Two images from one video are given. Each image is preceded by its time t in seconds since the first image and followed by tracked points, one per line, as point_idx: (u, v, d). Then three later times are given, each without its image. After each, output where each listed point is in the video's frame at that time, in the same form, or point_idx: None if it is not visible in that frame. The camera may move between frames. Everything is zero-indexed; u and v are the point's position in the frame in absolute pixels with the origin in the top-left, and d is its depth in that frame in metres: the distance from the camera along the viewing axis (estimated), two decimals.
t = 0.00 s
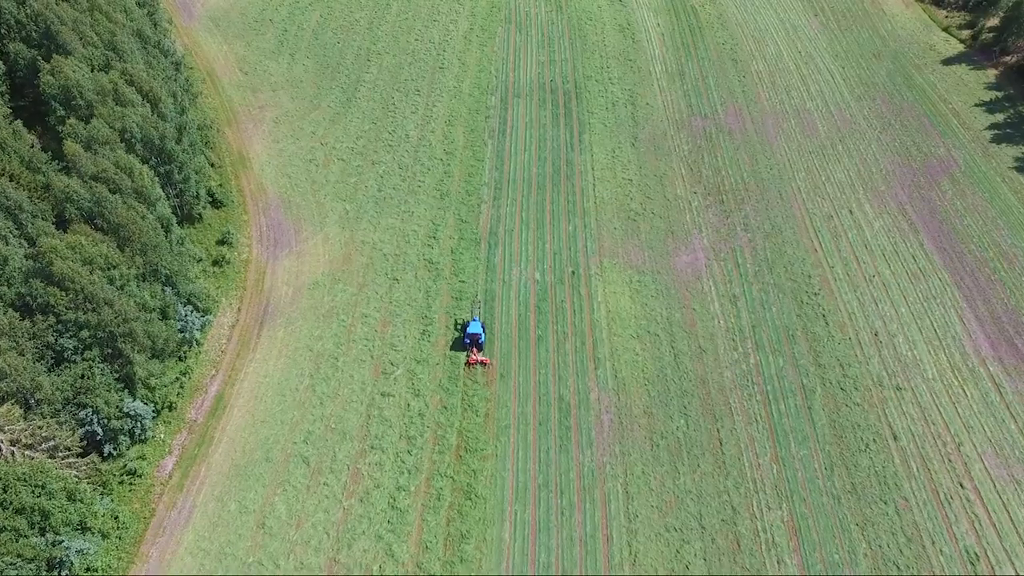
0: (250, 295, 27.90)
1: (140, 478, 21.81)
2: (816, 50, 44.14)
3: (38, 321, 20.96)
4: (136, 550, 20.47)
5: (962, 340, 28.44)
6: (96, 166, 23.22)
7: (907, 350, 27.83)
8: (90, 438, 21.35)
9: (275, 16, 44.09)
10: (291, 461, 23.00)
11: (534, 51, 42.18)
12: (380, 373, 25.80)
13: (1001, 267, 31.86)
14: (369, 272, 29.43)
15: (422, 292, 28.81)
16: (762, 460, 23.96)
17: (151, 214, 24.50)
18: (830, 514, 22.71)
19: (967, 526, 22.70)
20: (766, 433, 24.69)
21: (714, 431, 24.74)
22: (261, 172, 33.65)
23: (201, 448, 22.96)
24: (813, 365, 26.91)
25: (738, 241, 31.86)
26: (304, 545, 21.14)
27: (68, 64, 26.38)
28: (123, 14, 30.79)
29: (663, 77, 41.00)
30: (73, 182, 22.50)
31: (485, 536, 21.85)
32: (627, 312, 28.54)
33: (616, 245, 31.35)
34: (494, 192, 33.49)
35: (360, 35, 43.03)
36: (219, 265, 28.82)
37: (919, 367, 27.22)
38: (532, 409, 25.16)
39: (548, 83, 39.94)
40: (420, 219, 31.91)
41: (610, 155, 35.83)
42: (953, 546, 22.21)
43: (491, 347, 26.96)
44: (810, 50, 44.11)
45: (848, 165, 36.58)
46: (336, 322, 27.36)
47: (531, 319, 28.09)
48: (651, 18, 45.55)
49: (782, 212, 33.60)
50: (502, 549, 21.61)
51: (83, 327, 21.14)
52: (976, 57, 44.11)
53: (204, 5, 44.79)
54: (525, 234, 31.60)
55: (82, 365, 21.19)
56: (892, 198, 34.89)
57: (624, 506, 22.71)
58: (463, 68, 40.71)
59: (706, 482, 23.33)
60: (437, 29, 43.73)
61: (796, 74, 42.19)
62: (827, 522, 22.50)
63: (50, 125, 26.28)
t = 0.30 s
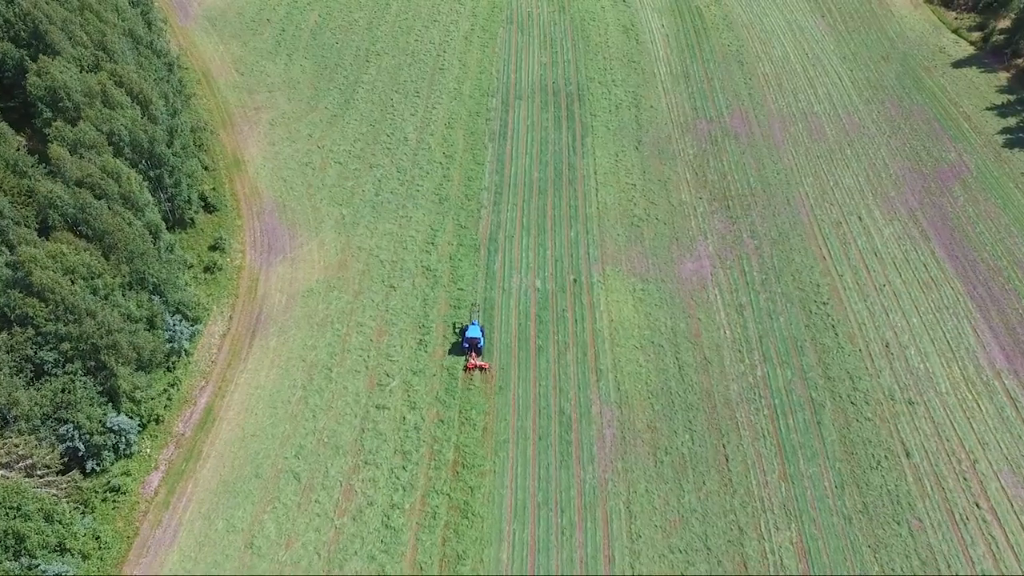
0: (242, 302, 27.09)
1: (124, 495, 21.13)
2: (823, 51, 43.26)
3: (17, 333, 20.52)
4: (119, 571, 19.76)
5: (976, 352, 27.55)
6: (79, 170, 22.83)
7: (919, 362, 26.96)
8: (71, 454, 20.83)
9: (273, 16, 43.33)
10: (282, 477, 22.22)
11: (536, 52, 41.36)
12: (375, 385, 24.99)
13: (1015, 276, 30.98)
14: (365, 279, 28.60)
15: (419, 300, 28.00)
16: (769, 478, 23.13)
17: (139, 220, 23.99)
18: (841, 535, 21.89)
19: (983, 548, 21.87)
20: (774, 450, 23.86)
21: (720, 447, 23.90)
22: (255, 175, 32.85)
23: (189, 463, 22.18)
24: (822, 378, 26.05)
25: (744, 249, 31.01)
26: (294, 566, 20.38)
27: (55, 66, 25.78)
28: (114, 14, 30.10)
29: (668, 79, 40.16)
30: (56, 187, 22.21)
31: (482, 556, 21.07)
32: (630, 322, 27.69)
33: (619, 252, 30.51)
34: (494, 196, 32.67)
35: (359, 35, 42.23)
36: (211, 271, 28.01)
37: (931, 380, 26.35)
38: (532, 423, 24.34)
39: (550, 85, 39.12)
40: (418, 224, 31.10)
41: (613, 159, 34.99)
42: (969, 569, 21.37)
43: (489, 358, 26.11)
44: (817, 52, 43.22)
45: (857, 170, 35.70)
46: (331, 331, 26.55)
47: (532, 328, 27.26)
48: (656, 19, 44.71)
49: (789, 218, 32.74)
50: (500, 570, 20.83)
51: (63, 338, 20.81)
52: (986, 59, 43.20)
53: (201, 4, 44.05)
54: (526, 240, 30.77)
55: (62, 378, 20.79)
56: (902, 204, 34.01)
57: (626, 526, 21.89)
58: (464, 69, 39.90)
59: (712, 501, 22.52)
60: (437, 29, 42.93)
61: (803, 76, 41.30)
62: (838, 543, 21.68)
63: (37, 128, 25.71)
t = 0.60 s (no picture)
0: (238, 308, 26.36)
1: (111, 509, 20.56)
2: (837, 54, 42.30)
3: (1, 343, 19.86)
4: None
5: (996, 368, 26.58)
6: (70, 172, 22.58)
7: (937, 378, 26.02)
8: (56, 466, 20.33)
9: (276, 15, 42.67)
10: (275, 491, 21.46)
11: (544, 54, 40.56)
12: (373, 396, 24.22)
13: None
14: (365, 285, 27.84)
15: (420, 307, 27.23)
16: (781, 498, 22.31)
17: (132, 224, 23.60)
18: (855, 560, 21.05)
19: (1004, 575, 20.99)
20: (786, 469, 23.02)
21: (729, 465, 23.08)
22: (255, 177, 32.14)
23: (179, 476, 21.49)
24: (836, 394, 25.17)
25: (755, 257, 30.12)
26: None
27: (48, 65, 25.41)
28: (113, 12, 29.52)
29: (678, 81, 39.27)
30: (44, 190, 21.79)
31: None
32: (637, 332, 26.85)
33: (626, 259, 29.67)
34: (498, 201, 31.89)
35: (363, 34, 41.53)
36: (208, 276, 27.30)
37: (950, 397, 25.41)
38: (534, 437, 23.53)
39: (557, 87, 38.30)
40: (420, 229, 30.34)
41: (621, 163, 34.14)
42: None
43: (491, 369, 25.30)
44: (831, 55, 42.25)
45: (871, 176, 34.72)
46: (329, 339, 25.77)
47: (535, 338, 26.43)
48: (665, 20, 43.82)
49: (801, 226, 31.83)
50: None
51: (49, 348, 20.28)
52: (1004, 64, 42.13)
53: (204, 2, 43.45)
54: (531, 246, 29.96)
55: (47, 389, 20.19)
56: (919, 213, 33.04)
57: (631, 547, 21.12)
58: (470, 70, 39.13)
59: (721, 522, 21.71)
60: (443, 29, 42.19)
61: (816, 79, 40.35)
62: (851, 569, 20.85)
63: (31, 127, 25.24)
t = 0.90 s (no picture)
0: (234, 314, 25.66)
1: (98, 524, 19.92)
2: (851, 57, 41.34)
3: None
4: None
5: (1017, 384, 25.62)
6: (60, 174, 22.13)
7: (955, 394, 25.10)
8: (40, 479, 19.70)
9: (280, 13, 42.02)
10: (268, 506, 20.74)
11: (551, 55, 39.77)
12: (371, 407, 23.49)
13: None
14: (364, 291, 27.10)
15: (421, 315, 26.48)
16: (792, 520, 21.51)
17: (124, 227, 23.13)
18: None
19: None
20: (797, 489, 22.20)
21: (738, 484, 22.27)
22: (254, 179, 31.45)
23: (169, 489, 20.80)
24: (850, 410, 24.30)
25: (767, 266, 29.24)
26: None
27: (42, 63, 24.86)
28: (111, 10, 28.88)
29: (687, 84, 38.41)
30: (33, 194, 21.28)
31: None
32: (644, 343, 26.02)
33: (634, 267, 28.84)
34: (503, 205, 31.10)
35: (367, 34, 40.82)
36: (204, 281, 26.61)
37: (968, 414, 24.47)
38: (537, 452, 22.75)
39: (564, 89, 37.49)
40: (422, 233, 29.59)
41: (629, 168, 33.31)
42: None
43: (494, 381, 24.51)
44: (844, 58, 41.28)
45: (887, 183, 33.77)
46: (327, 347, 25.02)
47: (539, 348, 25.63)
48: (675, 21, 42.95)
49: (814, 234, 30.91)
50: None
51: (33, 357, 19.70)
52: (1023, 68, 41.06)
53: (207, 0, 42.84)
54: (536, 253, 29.17)
55: (31, 400, 19.60)
56: (935, 221, 32.08)
57: (636, 569, 20.37)
58: (475, 70, 38.37)
59: (730, 544, 20.93)
60: (449, 29, 41.45)
61: (830, 83, 39.41)
62: None
63: (24, 127, 24.64)
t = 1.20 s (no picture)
0: (231, 319, 25.03)
1: (85, 537, 19.41)
2: (865, 61, 40.40)
3: None
4: None
5: None
6: (53, 175, 21.81)
7: (974, 411, 24.23)
8: (26, 491, 19.18)
9: (284, 12, 41.40)
10: (262, 521, 20.11)
11: (559, 56, 39.02)
12: (369, 417, 22.81)
13: None
14: (365, 297, 26.41)
15: (422, 322, 25.78)
16: (804, 542, 20.76)
17: (118, 230, 22.91)
18: None
19: None
20: (810, 509, 21.43)
21: (748, 503, 21.49)
22: (255, 180, 30.82)
23: (159, 502, 20.25)
24: (865, 427, 23.46)
25: (779, 275, 28.40)
26: None
27: (38, 61, 24.54)
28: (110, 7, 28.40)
29: (698, 87, 37.59)
30: (24, 197, 20.97)
31: None
32: (652, 354, 25.24)
33: (641, 275, 28.05)
34: (508, 210, 30.37)
35: (373, 33, 40.17)
36: (201, 285, 25.99)
37: (988, 433, 23.59)
38: (540, 467, 22.01)
39: (572, 91, 36.74)
40: (425, 238, 28.89)
41: (637, 172, 32.53)
42: None
43: (496, 392, 23.78)
44: (859, 62, 40.36)
45: (902, 191, 32.86)
46: (326, 355, 24.34)
47: (543, 358, 24.87)
48: (686, 23, 42.12)
49: (828, 242, 30.05)
50: None
51: (18, 365, 19.10)
52: None
53: None
54: (541, 259, 28.42)
55: (16, 409, 19.05)
56: (953, 231, 31.17)
57: None
58: (481, 71, 37.66)
59: (739, 566, 20.18)
60: (456, 28, 40.76)
61: (844, 87, 38.50)
62: None
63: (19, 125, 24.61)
